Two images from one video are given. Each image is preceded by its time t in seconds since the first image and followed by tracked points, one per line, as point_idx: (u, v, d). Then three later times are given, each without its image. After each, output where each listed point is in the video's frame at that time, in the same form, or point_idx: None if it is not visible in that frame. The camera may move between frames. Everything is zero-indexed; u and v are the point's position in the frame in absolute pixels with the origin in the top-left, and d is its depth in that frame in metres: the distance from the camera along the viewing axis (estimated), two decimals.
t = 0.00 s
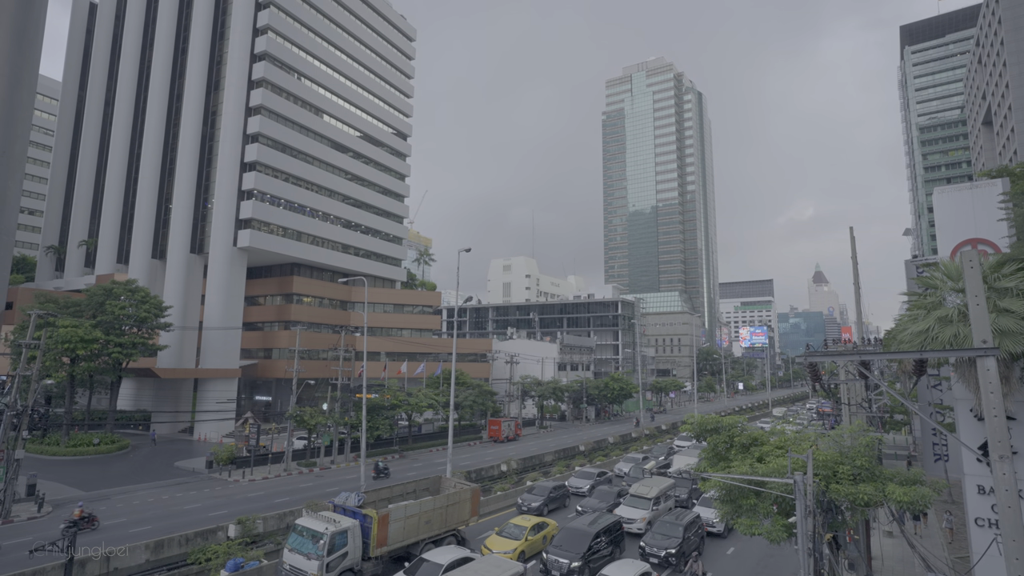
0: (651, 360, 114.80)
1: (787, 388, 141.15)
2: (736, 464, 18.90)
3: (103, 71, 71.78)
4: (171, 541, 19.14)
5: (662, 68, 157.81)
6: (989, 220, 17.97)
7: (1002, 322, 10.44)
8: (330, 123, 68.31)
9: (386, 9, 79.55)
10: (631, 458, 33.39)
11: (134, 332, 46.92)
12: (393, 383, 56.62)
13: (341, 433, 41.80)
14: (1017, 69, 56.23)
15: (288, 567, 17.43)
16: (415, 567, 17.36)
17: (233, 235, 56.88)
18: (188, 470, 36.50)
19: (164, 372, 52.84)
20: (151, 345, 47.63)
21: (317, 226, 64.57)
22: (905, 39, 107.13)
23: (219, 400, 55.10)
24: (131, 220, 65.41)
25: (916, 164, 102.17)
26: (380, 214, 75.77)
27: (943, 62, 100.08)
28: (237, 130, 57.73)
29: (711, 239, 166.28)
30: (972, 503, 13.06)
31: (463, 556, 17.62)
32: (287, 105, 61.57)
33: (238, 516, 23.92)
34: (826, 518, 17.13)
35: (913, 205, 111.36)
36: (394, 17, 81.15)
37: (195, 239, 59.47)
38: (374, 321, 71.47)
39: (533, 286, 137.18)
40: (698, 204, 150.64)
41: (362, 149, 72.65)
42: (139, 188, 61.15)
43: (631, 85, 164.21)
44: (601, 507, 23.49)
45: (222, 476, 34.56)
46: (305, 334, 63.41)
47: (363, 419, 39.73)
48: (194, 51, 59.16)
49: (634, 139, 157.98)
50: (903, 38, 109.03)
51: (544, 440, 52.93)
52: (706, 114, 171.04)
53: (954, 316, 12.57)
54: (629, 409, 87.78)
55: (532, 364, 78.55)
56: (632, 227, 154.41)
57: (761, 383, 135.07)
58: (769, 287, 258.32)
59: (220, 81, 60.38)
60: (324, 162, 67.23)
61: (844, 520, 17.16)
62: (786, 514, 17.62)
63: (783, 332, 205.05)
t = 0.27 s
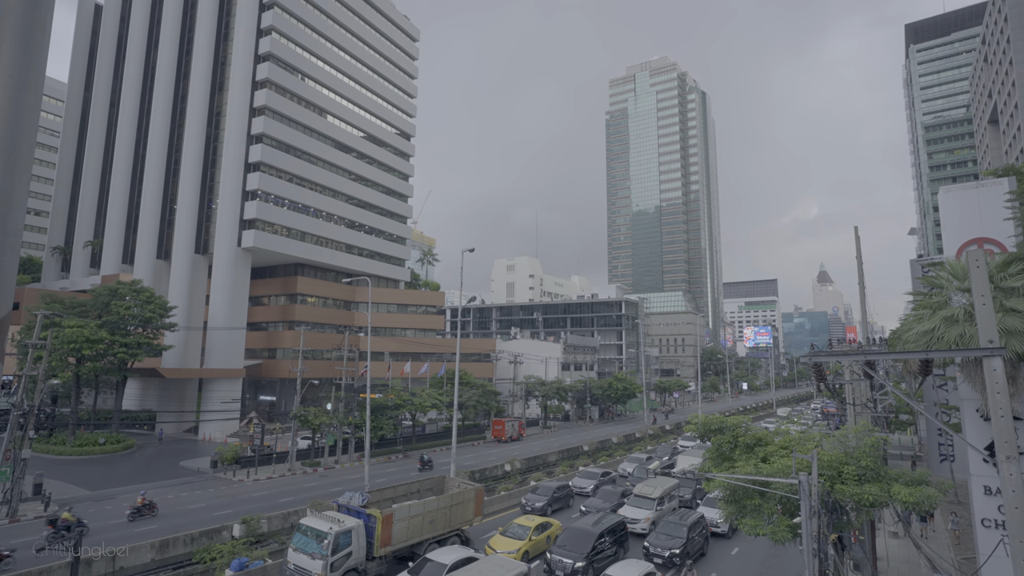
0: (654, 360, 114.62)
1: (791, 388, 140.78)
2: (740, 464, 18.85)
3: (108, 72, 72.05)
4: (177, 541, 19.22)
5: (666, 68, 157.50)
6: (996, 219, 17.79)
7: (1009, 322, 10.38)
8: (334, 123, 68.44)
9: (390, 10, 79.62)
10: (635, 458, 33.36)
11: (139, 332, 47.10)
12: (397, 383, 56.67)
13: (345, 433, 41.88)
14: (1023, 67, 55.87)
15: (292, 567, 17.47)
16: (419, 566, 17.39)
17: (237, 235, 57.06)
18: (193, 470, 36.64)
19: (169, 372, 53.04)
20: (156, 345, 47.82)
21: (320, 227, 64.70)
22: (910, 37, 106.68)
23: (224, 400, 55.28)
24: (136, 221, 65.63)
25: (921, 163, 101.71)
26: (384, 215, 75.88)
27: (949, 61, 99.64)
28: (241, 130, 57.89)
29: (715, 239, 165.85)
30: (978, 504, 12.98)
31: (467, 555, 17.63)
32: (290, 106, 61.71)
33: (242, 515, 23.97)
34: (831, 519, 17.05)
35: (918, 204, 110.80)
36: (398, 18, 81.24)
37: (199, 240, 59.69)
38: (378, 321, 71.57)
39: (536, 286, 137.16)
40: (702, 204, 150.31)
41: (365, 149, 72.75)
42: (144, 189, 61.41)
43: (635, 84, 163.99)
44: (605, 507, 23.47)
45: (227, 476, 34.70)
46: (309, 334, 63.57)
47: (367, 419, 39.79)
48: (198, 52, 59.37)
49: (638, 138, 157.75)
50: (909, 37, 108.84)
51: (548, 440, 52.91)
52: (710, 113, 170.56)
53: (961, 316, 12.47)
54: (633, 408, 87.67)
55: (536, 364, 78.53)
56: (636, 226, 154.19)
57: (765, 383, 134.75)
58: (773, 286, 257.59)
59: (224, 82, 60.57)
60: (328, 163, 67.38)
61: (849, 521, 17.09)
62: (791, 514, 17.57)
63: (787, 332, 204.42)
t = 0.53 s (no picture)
0: (659, 360, 114.43)
1: (796, 388, 140.31)
2: (745, 464, 18.76)
3: (114, 73, 72.34)
4: (182, 540, 19.30)
5: (670, 67, 157.19)
6: (1003, 218, 17.65)
7: (1016, 322, 10.33)
8: (337, 124, 68.57)
9: (394, 10, 79.72)
10: (639, 458, 33.31)
11: (145, 332, 47.32)
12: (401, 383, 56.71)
13: (349, 433, 41.95)
14: None
15: (296, 566, 17.50)
16: (423, 566, 17.40)
17: (241, 236, 57.26)
18: (198, 469, 36.77)
19: (174, 372, 53.24)
20: (161, 345, 48.04)
21: (325, 227, 64.84)
22: (915, 36, 106.61)
23: (229, 400, 55.48)
24: (142, 221, 65.81)
25: (927, 162, 101.21)
26: (388, 215, 75.98)
27: (955, 59, 99.25)
28: (245, 131, 58.07)
29: (720, 239, 165.34)
30: (985, 505, 12.92)
31: (471, 555, 17.65)
32: (295, 107, 61.86)
33: (247, 515, 24.02)
34: (836, 519, 16.95)
35: (924, 203, 110.22)
36: (402, 18, 81.32)
37: (204, 240, 59.89)
38: (382, 321, 71.67)
39: (540, 286, 137.11)
40: (706, 203, 149.94)
41: (369, 149, 72.85)
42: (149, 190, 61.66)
43: (639, 84, 163.73)
44: (609, 507, 23.44)
45: (232, 475, 34.81)
46: (313, 334, 63.71)
47: (372, 419, 39.86)
48: (203, 53, 59.59)
49: (642, 138, 157.52)
50: (914, 36, 108.61)
51: (552, 440, 52.88)
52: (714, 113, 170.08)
53: (967, 316, 12.40)
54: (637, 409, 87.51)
55: (540, 364, 78.52)
56: (640, 226, 153.94)
57: (770, 383, 134.31)
58: (778, 286, 256.80)
59: (229, 83, 60.77)
60: (332, 163, 67.50)
61: (855, 522, 16.99)
62: (796, 515, 17.49)
63: (792, 332, 203.75)
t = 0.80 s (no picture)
0: (663, 359, 114.16)
1: (802, 388, 139.72)
2: (751, 465, 18.69)
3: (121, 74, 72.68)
4: (188, 539, 19.36)
5: (675, 66, 156.77)
6: (1012, 217, 17.48)
7: None
8: (342, 124, 68.71)
9: (398, 11, 79.78)
10: (644, 458, 33.27)
11: (151, 332, 47.52)
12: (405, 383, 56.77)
13: (354, 432, 42.03)
14: None
15: (302, 566, 17.55)
16: (428, 566, 17.41)
17: (247, 236, 57.48)
18: (204, 469, 36.92)
19: (180, 372, 53.50)
20: (167, 345, 48.26)
21: (329, 227, 65.01)
22: (922, 34, 106.26)
23: (234, 399, 55.71)
24: (148, 221, 66.08)
25: (934, 160, 100.60)
26: (392, 215, 76.09)
27: (962, 57, 98.66)
28: (250, 132, 58.28)
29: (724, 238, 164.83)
30: (993, 505, 12.84)
31: (476, 555, 17.65)
32: (299, 107, 62.03)
33: (252, 514, 24.08)
34: (842, 520, 16.88)
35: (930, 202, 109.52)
36: (406, 18, 81.39)
37: (209, 241, 60.13)
38: (387, 321, 71.79)
39: (545, 285, 137.00)
40: (711, 203, 149.48)
41: (374, 149, 72.96)
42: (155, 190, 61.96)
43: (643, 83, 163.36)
44: (614, 507, 23.41)
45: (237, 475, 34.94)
46: (318, 334, 63.87)
47: (376, 419, 39.94)
48: (208, 55, 59.82)
49: (646, 138, 157.18)
50: (921, 34, 108.14)
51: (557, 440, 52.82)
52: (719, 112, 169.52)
53: (975, 316, 12.31)
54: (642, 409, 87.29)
55: (544, 364, 78.48)
56: (644, 226, 153.67)
57: (775, 383, 133.83)
58: (783, 285, 255.67)
59: (234, 84, 60.98)
60: (336, 163, 67.67)
61: (861, 522, 16.91)
62: (802, 515, 17.44)
63: (797, 332, 202.91)
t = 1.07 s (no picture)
0: (668, 359, 113.98)
1: (808, 388, 139.14)
2: (756, 465, 18.60)
3: (128, 75, 73.02)
4: (195, 538, 19.47)
5: (679, 65, 156.39)
6: (1020, 216, 17.37)
7: None
8: (347, 125, 68.81)
9: (402, 11, 79.88)
10: (649, 459, 33.16)
11: (158, 332, 47.74)
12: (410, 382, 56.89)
13: (359, 432, 42.10)
14: None
15: (307, 565, 17.58)
16: (433, 566, 17.44)
17: (253, 236, 57.71)
18: (210, 468, 37.06)
19: (187, 372, 53.79)
20: (174, 345, 48.48)
21: (334, 227, 65.13)
22: (929, 31, 105.94)
23: (240, 399, 55.94)
24: (154, 221, 66.32)
25: (940, 159, 100.05)
26: (397, 215, 76.21)
27: (969, 55, 98.00)
28: (256, 132, 58.46)
29: (730, 238, 164.24)
30: (1001, 507, 12.76)
31: (481, 555, 17.67)
32: (305, 108, 62.19)
33: (258, 514, 24.14)
34: (849, 521, 16.78)
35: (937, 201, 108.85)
36: (410, 19, 81.47)
37: (215, 241, 60.34)
38: (391, 321, 71.92)
39: (550, 285, 136.99)
40: (716, 202, 149.02)
41: (379, 150, 73.05)
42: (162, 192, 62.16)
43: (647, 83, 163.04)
44: (619, 507, 23.37)
45: (243, 475, 35.07)
46: (324, 334, 64.04)
47: (381, 418, 40.06)
48: (214, 56, 60.10)
49: (651, 137, 156.94)
50: (928, 32, 107.67)
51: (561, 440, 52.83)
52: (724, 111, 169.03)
53: (981, 315, 12.27)
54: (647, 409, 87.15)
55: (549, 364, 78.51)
56: (649, 226, 153.44)
57: (781, 383, 133.34)
58: (789, 285, 254.60)
59: (239, 85, 61.15)
60: (341, 164, 67.79)
61: (867, 523, 16.81)
62: (808, 516, 17.34)
63: (803, 332, 202.10)
